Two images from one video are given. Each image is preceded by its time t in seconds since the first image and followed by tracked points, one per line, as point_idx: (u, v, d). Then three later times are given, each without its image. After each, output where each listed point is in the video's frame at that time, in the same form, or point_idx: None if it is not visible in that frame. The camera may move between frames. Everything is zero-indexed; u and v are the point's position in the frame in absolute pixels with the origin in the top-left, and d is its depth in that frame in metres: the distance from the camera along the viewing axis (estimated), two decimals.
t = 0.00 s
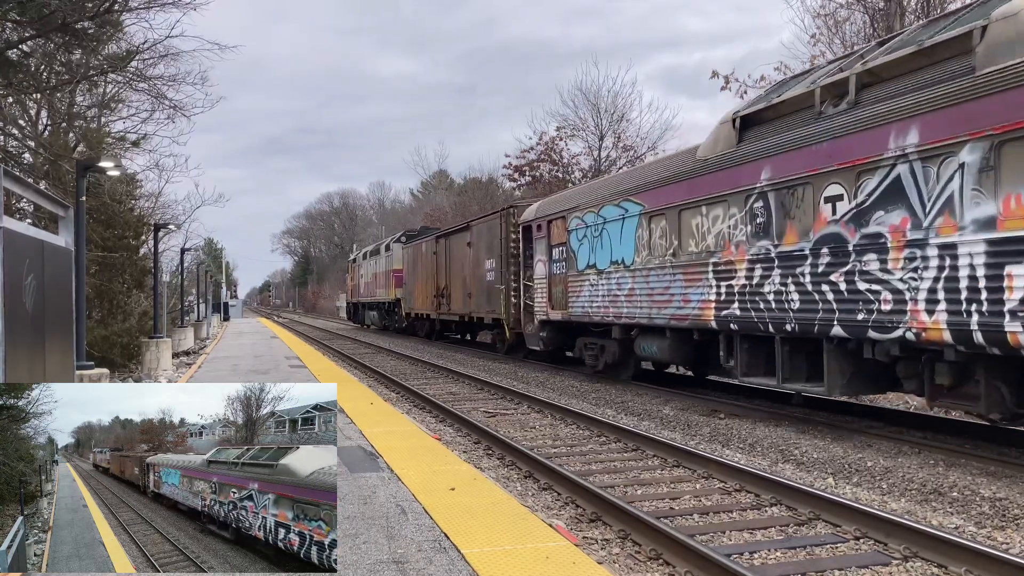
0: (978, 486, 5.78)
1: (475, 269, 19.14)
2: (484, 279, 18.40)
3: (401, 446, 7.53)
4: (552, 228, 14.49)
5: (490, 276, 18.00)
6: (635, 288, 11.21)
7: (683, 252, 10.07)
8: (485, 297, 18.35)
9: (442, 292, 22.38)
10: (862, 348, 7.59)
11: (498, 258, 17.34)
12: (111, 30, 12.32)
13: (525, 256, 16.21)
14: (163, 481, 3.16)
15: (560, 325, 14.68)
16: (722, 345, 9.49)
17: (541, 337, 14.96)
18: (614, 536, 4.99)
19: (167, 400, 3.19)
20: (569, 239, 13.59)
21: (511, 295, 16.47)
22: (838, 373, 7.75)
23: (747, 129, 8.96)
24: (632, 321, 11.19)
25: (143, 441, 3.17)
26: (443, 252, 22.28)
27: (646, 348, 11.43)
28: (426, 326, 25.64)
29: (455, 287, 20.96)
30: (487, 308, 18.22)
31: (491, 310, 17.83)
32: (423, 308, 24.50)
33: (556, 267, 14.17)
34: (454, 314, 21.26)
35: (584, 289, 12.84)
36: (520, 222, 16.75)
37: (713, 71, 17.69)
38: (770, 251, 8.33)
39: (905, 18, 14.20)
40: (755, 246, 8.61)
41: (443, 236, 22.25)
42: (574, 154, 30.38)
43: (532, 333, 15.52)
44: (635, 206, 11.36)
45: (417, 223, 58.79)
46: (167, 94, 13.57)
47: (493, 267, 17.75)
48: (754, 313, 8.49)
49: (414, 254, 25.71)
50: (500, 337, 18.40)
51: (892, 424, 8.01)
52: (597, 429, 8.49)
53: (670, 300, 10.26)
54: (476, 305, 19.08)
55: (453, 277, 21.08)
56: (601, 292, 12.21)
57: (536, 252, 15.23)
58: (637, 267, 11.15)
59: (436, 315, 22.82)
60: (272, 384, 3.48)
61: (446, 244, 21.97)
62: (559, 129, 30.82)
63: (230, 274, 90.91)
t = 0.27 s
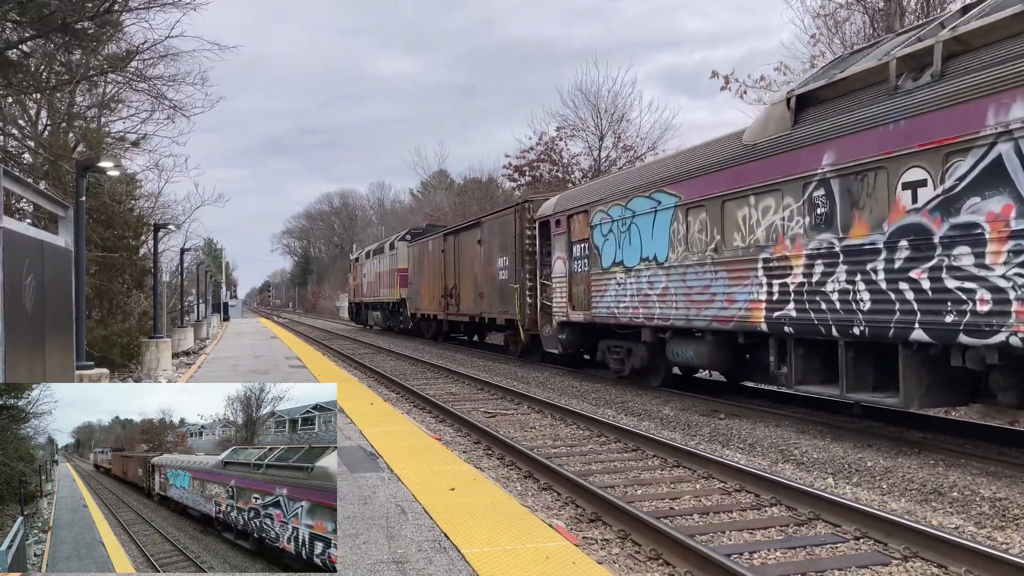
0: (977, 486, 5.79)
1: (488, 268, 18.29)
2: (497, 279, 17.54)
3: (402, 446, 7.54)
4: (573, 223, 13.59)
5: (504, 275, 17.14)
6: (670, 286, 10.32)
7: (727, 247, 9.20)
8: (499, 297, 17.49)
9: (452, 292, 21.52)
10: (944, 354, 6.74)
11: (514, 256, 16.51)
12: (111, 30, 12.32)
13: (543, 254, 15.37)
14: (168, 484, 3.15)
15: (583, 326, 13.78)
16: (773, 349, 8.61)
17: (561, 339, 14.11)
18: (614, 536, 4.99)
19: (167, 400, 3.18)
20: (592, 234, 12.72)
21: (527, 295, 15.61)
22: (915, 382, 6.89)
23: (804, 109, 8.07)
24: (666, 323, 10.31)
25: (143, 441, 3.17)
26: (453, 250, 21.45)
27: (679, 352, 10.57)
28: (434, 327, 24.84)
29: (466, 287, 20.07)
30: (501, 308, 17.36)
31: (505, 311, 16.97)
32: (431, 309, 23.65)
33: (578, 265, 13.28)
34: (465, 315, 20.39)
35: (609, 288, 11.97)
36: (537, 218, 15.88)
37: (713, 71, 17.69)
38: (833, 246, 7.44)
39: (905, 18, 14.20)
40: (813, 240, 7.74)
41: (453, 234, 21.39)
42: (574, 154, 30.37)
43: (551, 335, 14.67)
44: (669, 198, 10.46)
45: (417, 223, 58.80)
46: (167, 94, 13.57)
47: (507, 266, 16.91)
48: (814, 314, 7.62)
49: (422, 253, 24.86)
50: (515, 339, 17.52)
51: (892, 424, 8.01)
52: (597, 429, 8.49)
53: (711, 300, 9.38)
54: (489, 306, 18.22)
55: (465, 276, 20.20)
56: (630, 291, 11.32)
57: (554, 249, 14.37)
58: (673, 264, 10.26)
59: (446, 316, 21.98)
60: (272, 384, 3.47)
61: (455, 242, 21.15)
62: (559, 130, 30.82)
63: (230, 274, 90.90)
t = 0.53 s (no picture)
0: (978, 486, 5.78)
1: (501, 266, 17.37)
2: (512, 278, 16.63)
3: (402, 446, 7.54)
4: (597, 217, 12.68)
5: (518, 273, 16.27)
6: (711, 285, 9.38)
7: (779, 241, 8.31)
8: (512, 296, 16.59)
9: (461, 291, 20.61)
10: None
11: (530, 253, 15.63)
12: (111, 29, 12.31)
13: (562, 251, 14.47)
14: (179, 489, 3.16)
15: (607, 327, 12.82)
16: (835, 355, 7.68)
17: (582, 341, 13.20)
18: (614, 536, 4.99)
19: (167, 400, 3.19)
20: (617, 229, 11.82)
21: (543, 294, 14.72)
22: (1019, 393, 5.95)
23: (875, 85, 7.19)
24: (706, 325, 9.39)
25: (143, 441, 3.17)
26: (463, 248, 20.54)
27: (719, 357, 9.65)
28: (440, 327, 23.93)
29: (477, 286, 19.15)
30: (515, 309, 16.46)
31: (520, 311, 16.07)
32: (439, 309, 22.72)
33: (602, 262, 12.36)
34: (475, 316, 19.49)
35: (638, 287, 11.05)
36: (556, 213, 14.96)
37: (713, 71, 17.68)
38: (913, 238, 6.52)
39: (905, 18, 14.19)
40: (888, 232, 6.81)
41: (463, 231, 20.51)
42: (575, 154, 30.36)
43: (570, 337, 13.77)
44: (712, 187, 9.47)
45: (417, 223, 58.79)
46: (167, 94, 13.57)
47: (522, 264, 16.07)
48: (889, 316, 6.71)
49: (429, 251, 23.96)
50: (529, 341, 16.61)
51: (892, 425, 8.01)
52: (597, 429, 8.49)
53: (760, 300, 8.48)
54: (502, 306, 17.30)
55: (476, 275, 19.29)
56: (663, 291, 10.40)
57: (575, 247, 13.45)
58: (715, 260, 9.33)
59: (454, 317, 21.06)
60: (272, 384, 3.48)
61: (465, 239, 20.31)
62: (559, 129, 30.81)
63: (230, 274, 90.88)
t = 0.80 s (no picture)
0: (978, 486, 5.78)
1: (518, 264, 16.49)
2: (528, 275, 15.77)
3: (402, 446, 7.53)
4: (622, 210, 11.76)
5: (535, 271, 15.42)
6: (761, 283, 8.42)
7: (844, 233, 7.36)
8: (529, 296, 15.71)
9: (473, 291, 19.72)
10: None
11: (549, 249, 14.76)
12: (111, 29, 12.30)
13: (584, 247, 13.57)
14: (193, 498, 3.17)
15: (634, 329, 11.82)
16: (913, 362, 6.73)
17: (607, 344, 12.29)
18: (614, 536, 4.99)
19: (167, 400, 3.19)
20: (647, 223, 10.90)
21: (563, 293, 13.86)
22: None
23: (964, 55, 6.30)
24: (755, 328, 8.45)
25: (143, 441, 3.16)
26: (476, 245, 19.68)
27: (767, 363, 8.75)
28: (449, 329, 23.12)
29: (491, 285, 18.26)
30: (532, 309, 15.60)
31: (538, 311, 15.19)
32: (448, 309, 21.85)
33: (629, 259, 11.41)
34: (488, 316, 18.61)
35: (672, 286, 10.11)
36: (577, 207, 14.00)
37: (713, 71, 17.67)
38: (1019, 228, 5.55)
39: (905, 18, 14.19)
40: (984, 221, 5.83)
41: (474, 226, 19.61)
42: (575, 154, 30.34)
43: (594, 340, 12.89)
44: (761, 175, 8.51)
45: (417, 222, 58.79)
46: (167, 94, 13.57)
47: (539, 261, 15.22)
48: (986, 317, 5.77)
49: (438, 249, 23.08)
50: (546, 343, 15.72)
51: (892, 424, 8.01)
52: (597, 429, 8.49)
53: (821, 300, 7.55)
54: (518, 306, 16.41)
55: (489, 273, 18.43)
56: (702, 290, 9.44)
57: (598, 244, 12.53)
58: (765, 256, 8.38)
59: (465, 317, 20.18)
60: (272, 385, 3.47)
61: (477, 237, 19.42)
62: (559, 129, 30.80)
63: (229, 274, 90.89)
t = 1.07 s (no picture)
0: (978, 486, 5.78)
1: (532, 262, 15.54)
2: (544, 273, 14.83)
3: (403, 446, 7.53)
4: (654, 203, 10.84)
5: (552, 269, 14.49)
6: (822, 280, 7.53)
7: (928, 224, 6.45)
8: (545, 296, 14.79)
9: (483, 290, 18.76)
10: None
11: (567, 245, 13.81)
12: (111, 30, 12.30)
13: (608, 244, 12.63)
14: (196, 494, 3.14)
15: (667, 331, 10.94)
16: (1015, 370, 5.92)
17: (636, 347, 11.33)
18: (615, 536, 4.99)
19: (167, 400, 3.18)
20: (684, 216, 9.99)
21: (584, 293, 12.95)
22: None
23: None
24: (815, 331, 7.56)
25: (143, 441, 3.16)
26: (485, 242, 18.70)
27: (827, 369, 7.88)
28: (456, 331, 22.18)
29: (503, 284, 17.33)
30: (548, 310, 14.68)
31: (555, 311, 14.27)
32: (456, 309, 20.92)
33: (663, 256, 10.52)
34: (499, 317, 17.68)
35: (714, 285, 9.23)
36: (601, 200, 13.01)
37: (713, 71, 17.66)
38: None
39: (905, 19, 14.18)
40: None
41: (484, 222, 18.62)
42: (575, 154, 30.32)
43: (620, 342, 11.99)
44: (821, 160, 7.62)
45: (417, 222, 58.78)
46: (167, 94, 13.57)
47: (556, 259, 14.29)
48: None
49: (445, 247, 22.10)
50: (563, 346, 14.80)
51: (892, 425, 8.01)
52: (597, 429, 8.49)
53: (896, 299, 6.66)
54: (533, 306, 15.48)
55: (500, 272, 17.48)
56: (750, 289, 8.55)
57: (626, 239, 11.61)
58: (827, 250, 7.49)
59: (475, 318, 19.27)
60: (272, 385, 3.47)
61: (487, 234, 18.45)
62: (559, 130, 30.78)
63: (230, 274, 90.91)
